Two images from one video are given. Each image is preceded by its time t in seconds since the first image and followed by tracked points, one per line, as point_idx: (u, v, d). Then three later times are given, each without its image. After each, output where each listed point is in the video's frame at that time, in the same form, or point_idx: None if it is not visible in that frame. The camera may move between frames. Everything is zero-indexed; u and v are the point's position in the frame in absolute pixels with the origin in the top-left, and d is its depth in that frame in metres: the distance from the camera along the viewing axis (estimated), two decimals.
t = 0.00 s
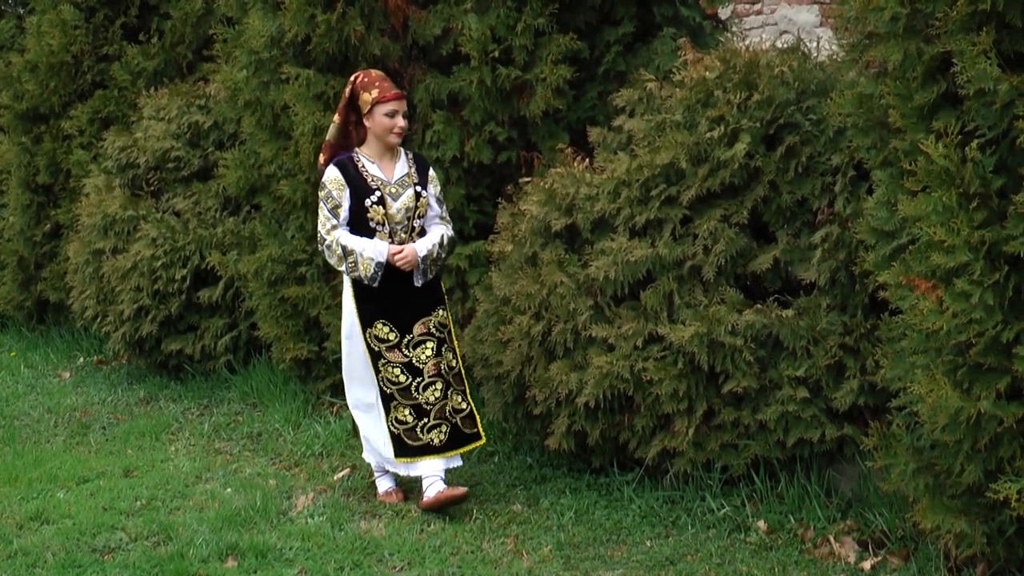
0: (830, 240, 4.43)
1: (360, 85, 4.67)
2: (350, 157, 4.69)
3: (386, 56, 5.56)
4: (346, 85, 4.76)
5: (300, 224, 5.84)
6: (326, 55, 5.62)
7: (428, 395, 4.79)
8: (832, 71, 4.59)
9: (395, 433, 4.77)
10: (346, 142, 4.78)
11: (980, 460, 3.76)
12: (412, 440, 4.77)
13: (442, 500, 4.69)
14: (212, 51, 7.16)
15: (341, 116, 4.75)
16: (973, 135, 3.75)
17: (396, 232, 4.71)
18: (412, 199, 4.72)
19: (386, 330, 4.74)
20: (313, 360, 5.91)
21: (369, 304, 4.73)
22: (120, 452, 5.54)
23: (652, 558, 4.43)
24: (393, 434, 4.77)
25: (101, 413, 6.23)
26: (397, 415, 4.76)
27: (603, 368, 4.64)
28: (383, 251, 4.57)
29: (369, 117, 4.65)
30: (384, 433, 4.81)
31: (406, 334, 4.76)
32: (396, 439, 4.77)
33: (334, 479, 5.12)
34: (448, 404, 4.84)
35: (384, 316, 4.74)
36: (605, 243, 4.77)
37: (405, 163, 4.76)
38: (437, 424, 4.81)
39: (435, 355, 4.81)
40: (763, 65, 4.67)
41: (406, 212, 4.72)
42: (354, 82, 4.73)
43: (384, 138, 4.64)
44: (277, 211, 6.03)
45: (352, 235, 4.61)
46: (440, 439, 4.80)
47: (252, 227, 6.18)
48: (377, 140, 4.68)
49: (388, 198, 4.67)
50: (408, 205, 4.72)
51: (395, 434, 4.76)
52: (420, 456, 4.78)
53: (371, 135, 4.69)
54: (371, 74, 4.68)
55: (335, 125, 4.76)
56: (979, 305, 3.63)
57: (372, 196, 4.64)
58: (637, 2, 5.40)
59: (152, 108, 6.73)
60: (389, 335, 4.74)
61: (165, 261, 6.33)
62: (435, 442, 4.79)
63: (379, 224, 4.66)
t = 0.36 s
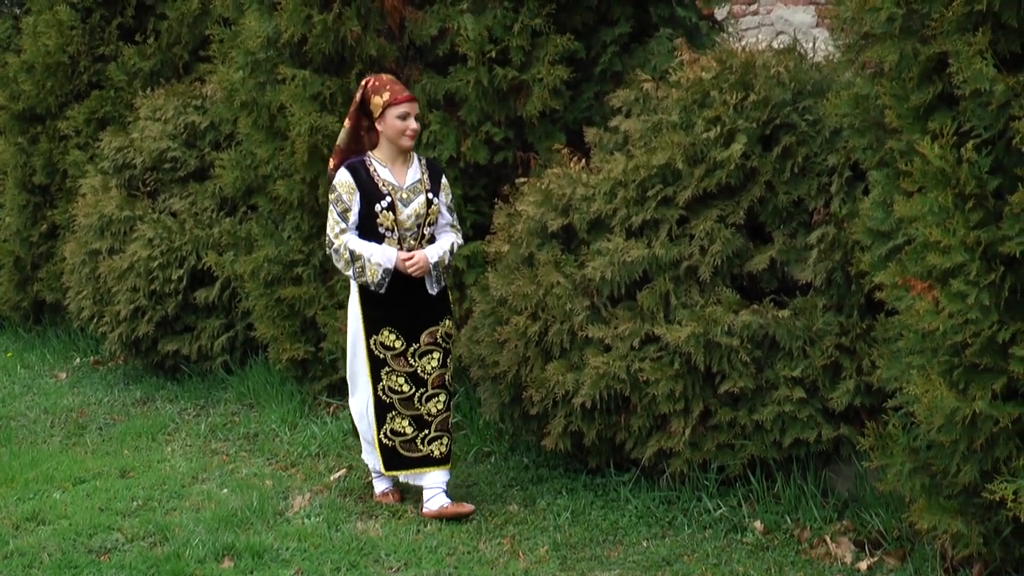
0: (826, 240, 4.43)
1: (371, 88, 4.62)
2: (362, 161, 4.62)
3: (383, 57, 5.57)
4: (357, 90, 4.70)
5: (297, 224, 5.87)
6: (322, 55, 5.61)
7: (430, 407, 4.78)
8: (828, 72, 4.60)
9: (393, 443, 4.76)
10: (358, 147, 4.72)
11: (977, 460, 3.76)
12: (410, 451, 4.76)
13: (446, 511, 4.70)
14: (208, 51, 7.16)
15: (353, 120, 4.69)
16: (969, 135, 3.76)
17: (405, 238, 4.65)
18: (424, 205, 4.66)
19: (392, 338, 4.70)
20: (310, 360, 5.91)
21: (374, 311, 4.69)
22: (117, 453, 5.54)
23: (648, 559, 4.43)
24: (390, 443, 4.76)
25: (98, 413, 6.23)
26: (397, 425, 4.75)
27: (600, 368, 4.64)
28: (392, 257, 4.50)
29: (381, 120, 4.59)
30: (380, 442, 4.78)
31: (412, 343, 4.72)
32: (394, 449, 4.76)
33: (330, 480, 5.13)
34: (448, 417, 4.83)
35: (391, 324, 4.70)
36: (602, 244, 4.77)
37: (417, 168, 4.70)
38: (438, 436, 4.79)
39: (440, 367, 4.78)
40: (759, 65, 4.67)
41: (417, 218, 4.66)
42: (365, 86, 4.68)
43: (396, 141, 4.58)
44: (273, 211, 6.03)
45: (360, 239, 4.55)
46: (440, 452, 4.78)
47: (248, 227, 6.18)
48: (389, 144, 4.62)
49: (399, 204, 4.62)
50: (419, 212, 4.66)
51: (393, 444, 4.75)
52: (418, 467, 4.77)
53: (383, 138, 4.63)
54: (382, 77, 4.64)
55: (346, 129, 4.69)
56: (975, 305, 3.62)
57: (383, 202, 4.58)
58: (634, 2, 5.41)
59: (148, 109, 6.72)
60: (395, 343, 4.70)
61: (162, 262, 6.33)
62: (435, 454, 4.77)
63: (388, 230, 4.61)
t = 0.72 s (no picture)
0: (823, 241, 4.43)
1: (386, 91, 4.59)
2: (378, 163, 4.56)
3: (379, 57, 5.57)
4: (371, 93, 4.67)
5: (294, 225, 5.85)
6: (319, 56, 5.59)
7: (440, 413, 4.68)
8: (825, 73, 4.60)
9: (400, 447, 4.67)
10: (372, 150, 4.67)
11: (973, 461, 3.76)
12: (418, 456, 4.67)
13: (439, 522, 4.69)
14: (204, 52, 7.16)
15: (367, 123, 4.65)
16: (965, 136, 3.76)
17: (423, 240, 4.58)
18: (441, 208, 4.61)
19: (407, 343, 4.60)
20: (306, 360, 5.91)
21: (389, 314, 4.60)
22: (113, 453, 5.53)
23: (645, 559, 4.43)
24: (398, 447, 4.67)
25: (94, 414, 6.22)
26: (406, 429, 4.66)
27: (596, 369, 4.64)
28: (410, 260, 4.41)
29: (395, 122, 4.55)
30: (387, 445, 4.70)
31: (427, 347, 4.63)
32: (401, 453, 4.67)
33: (327, 480, 5.13)
34: (458, 423, 4.74)
35: (406, 328, 4.60)
36: (598, 244, 4.77)
37: (433, 171, 4.66)
38: (445, 443, 4.70)
39: (453, 373, 4.69)
40: (756, 66, 4.67)
41: (434, 220, 4.59)
42: (380, 89, 4.65)
43: (411, 143, 4.54)
44: (270, 211, 6.02)
45: (377, 242, 4.46)
46: (447, 459, 4.69)
47: (245, 228, 6.17)
48: (404, 146, 4.57)
49: (417, 206, 4.55)
50: (437, 214, 4.60)
51: (399, 447, 4.67)
52: (423, 473, 4.68)
53: (398, 141, 4.58)
54: (396, 80, 4.60)
55: (361, 132, 4.67)
56: (972, 306, 3.62)
57: (401, 203, 4.50)
58: (630, 2, 5.41)
59: (145, 109, 6.71)
60: (409, 348, 4.61)
61: (158, 262, 6.31)
62: (440, 461, 4.68)
63: (406, 232, 4.52)
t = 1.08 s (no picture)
0: (820, 241, 4.42)
1: (401, 89, 4.55)
2: (393, 161, 4.54)
3: (376, 58, 5.61)
4: (385, 90, 4.64)
5: (290, 225, 5.84)
6: (316, 57, 5.59)
7: (457, 412, 4.66)
8: (821, 73, 4.60)
9: (416, 445, 4.65)
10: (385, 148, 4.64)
11: (970, 461, 3.76)
12: (434, 454, 4.66)
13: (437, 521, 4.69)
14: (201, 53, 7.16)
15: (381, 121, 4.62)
16: (962, 136, 3.76)
17: (439, 238, 4.56)
18: (457, 205, 4.60)
19: (425, 342, 4.59)
20: (303, 361, 5.91)
21: (407, 313, 4.57)
22: (110, 454, 5.53)
23: (641, 560, 4.43)
24: (414, 445, 4.65)
25: (91, 415, 6.22)
26: (422, 428, 4.64)
27: (593, 369, 4.64)
28: (428, 257, 4.35)
29: (411, 121, 4.53)
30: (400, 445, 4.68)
31: (445, 347, 4.61)
32: (417, 451, 4.65)
33: (324, 480, 5.12)
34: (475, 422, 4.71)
35: (424, 328, 4.58)
36: (595, 245, 4.77)
37: (447, 169, 4.65)
38: (462, 441, 4.68)
39: (470, 372, 4.67)
40: (752, 66, 4.67)
41: (450, 218, 4.58)
42: (394, 86, 4.62)
43: (427, 143, 4.52)
44: (266, 212, 6.02)
45: (394, 240, 4.42)
46: (463, 457, 4.68)
47: (242, 228, 6.16)
48: (419, 145, 4.56)
49: (433, 203, 4.54)
50: (453, 211, 4.59)
51: (415, 445, 4.65)
52: (438, 471, 4.67)
53: (412, 140, 4.57)
54: (412, 77, 4.57)
55: (375, 129, 4.62)
56: (968, 306, 3.62)
57: (417, 201, 4.49)
58: (627, 3, 5.41)
59: (141, 110, 6.71)
60: (427, 347, 4.59)
61: (155, 263, 6.31)
62: (457, 458, 4.67)
63: (423, 229, 4.51)
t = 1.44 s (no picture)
0: (817, 242, 4.42)
1: (417, 86, 4.50)
2: (405, 158, 4.51)
3: (374, 58, 5.62)
4: (401, 85, 4.58)
5: (287, 226, 5.84)
6: (313, 57, 5.59)
7: (458, 413, 4.62)
8: (818, 74, 4.60)
9: (417, 447, 4.58)
10: (398, 143, 4.60)
11: (966, 462, 3.76)
12: (431, 456, 4.60)
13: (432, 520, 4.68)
14: (197, 53, 7.15)
15: (396, 117, 4.57)
16: (958, 137, 3.77)
17: (451, 236, 4.55)
18: (469, 203, 4.58)
19: (435, 340, 4.55)
20: (300, 362, 5.90)
21: (418, 309, 4.54)
22: (106, 454, 5.52)
23: (638, 560, 4.43)
24: (415, 447, 4.58)
25: (87, 415, 6.21)
26: (427, 430, 4.58)
27: (590, 370, 4.64)
28: (439, 256, 4.34)
29: (426, 119, 4.49)
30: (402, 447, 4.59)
31: (452, 346, 4.58)
32: (417, 453, 4.59)
33: (321, 481, 5.12)
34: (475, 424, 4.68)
35: (433, 325, 4.55)
36: (592, 245, 4.76)
37: (459, 167, 4.63)
38: (458, 443, 4.65)
39: (475, 373, 4.64)
40: (749, 66, 4.66)
41: (462, 216, 4.56)
42: (410, 82, 4.55)
43: (441, 143, 4.49)
44: (262, 213, 6.00)
45: (405, 238, 4.40)
46: (457, 458, 4.65)
47: (238, 229, 6.16)
48: (432, 144, 4.53)
49: (445, 201, 4.51)
50: (465, 209, 4.56)
51: (415, 446, 4.58)
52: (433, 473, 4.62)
53: (426, 138, 4.53)
54: (429, 75, 4.50)
55: (389, 125, 4.56)
56: (965, 307, 3.62)
57: (430, 199, 4.46)
58: (624, 3, 5.40)
59: (138, 110, 6.70)
60: (436, 345, 4.56)
61: (152, 263, 6.31)
62: (451, 460, 4.64)
63: (436, 228, 4.48)
